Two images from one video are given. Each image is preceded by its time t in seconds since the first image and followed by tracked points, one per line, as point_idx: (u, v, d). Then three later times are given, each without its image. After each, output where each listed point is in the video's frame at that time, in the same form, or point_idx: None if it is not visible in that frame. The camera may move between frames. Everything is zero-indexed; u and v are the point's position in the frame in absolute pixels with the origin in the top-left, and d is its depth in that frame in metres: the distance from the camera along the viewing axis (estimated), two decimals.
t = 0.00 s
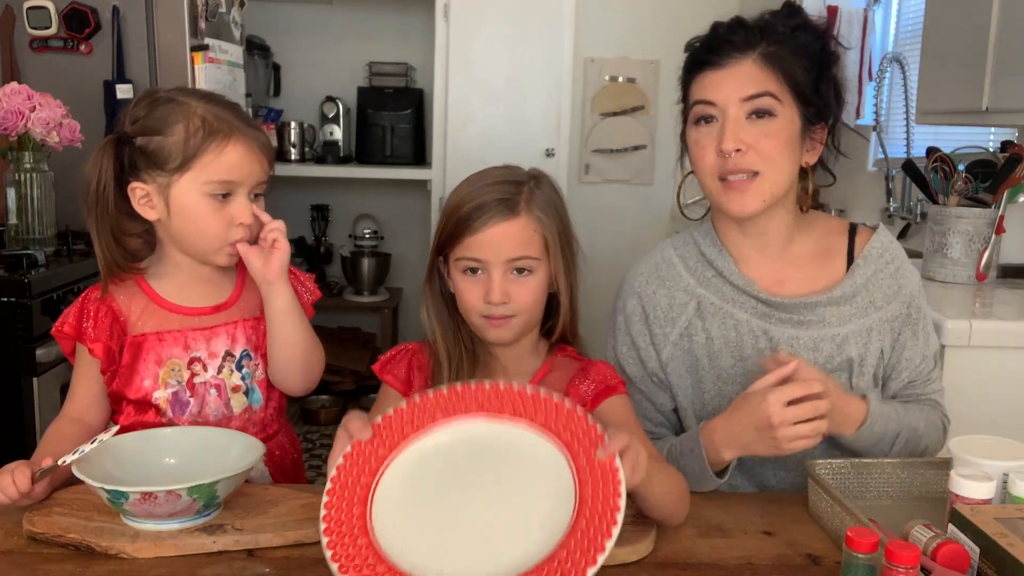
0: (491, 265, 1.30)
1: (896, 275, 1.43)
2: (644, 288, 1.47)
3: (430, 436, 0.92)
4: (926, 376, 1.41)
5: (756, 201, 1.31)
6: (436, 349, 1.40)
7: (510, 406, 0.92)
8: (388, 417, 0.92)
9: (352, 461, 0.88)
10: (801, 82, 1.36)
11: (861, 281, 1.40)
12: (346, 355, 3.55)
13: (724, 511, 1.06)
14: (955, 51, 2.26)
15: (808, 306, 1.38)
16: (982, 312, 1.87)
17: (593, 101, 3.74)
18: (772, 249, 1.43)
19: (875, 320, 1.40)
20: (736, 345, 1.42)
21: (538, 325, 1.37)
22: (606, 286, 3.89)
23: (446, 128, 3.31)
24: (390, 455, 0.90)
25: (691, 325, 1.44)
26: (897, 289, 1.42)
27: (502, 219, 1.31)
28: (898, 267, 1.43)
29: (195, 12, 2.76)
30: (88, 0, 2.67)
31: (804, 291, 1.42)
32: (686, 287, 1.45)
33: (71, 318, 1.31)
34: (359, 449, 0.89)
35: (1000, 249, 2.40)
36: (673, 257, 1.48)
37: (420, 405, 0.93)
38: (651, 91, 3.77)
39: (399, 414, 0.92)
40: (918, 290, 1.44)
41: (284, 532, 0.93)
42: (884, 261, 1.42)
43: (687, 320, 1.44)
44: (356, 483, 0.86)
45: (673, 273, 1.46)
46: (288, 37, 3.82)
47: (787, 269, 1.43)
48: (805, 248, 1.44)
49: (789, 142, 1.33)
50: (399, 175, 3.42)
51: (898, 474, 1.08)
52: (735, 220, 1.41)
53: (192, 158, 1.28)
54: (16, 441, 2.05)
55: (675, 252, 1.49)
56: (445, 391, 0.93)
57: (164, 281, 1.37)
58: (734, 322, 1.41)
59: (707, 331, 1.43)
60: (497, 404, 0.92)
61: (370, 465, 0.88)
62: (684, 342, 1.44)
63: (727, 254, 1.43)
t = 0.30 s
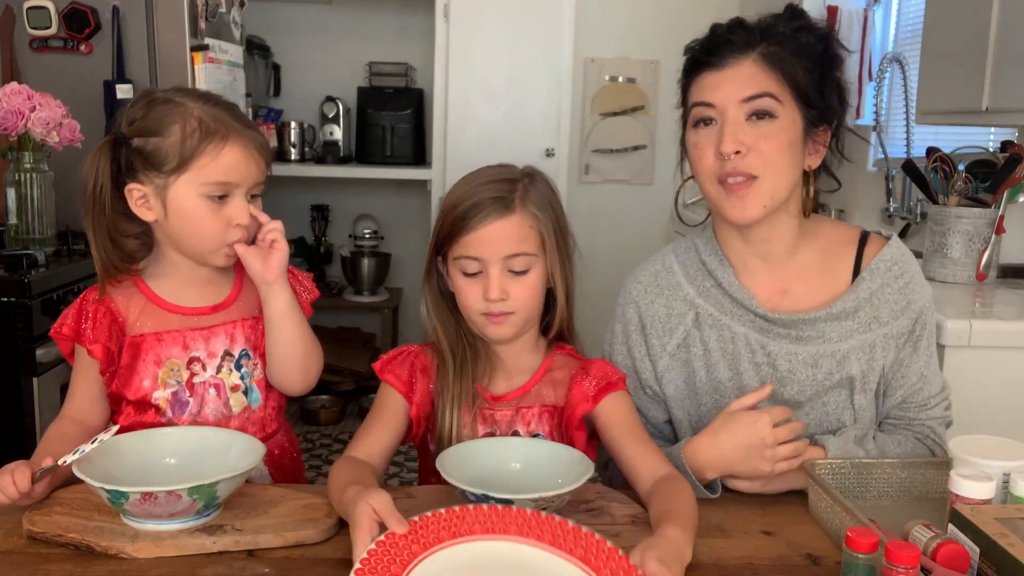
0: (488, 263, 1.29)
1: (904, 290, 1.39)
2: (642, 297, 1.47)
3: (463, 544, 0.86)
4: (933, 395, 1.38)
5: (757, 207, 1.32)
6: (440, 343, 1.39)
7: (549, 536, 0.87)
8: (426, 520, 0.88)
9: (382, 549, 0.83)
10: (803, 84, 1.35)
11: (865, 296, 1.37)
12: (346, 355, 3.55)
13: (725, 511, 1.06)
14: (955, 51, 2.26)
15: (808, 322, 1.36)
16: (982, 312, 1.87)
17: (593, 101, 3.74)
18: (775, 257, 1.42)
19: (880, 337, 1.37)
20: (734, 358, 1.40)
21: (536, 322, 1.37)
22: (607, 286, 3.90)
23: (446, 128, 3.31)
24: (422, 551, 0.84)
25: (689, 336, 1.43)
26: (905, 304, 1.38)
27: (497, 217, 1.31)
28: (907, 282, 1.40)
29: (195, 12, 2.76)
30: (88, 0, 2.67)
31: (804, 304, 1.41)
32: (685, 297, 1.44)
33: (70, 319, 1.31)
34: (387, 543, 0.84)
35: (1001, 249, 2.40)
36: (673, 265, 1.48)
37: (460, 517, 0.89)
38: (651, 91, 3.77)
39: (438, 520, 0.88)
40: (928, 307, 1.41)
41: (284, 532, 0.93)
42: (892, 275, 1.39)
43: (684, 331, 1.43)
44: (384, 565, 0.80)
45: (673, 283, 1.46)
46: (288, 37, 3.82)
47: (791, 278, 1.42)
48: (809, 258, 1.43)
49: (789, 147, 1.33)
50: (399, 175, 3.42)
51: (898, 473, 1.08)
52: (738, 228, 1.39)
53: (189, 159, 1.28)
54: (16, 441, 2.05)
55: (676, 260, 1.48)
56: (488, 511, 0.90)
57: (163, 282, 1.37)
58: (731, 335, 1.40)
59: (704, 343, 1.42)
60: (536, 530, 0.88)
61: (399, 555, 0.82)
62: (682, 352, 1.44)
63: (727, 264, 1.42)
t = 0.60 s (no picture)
0: (493, 266, 1.30)
1: (923, 304, 1.36)
2: (651, 304, 1.44)
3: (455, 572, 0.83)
4: (946, 413, 1.35)
5: (753, 232, 1.26)
6: (442, 343, 1.39)
7: (539, 560, 0.86)
8: (411, 554, 0.85)
9: None
10: (799, 98, 1.25)
11: (882, 310, 1.34)
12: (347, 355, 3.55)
13: (725, 511, 1.06)
14: (955, 51, 2.26)
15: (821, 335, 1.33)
16: (982, 312, 1.87)
17: (593, 100, 3.74)
18: (788, 269, 1.38)
19: (894, 352, 1.35)
20: (743, 370, 1.38)
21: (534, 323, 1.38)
22: (607, 286, 3.90)
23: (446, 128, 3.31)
24: None
25: (698, 345, 1.41)
26: (922, 319, 1.35)
27: (501, 222, 1.31)
28: (926, 296, 1.36)
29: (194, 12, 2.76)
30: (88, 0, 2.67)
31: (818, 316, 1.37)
32: (696, 305, 1.41)
33: (69, 320, 1.32)
34: (383, 569, 0.82)
35: (1001, 249, 2.40)
36: (685, 270, 1.44)
37: (445, 550, 0.87)
38: (651, 91, 3.78)
39: (425, 553, 0.86)
40: (947, 322, 1.37)
41: (284, 532, 0.93)
42: (911, 288, 1.36)
43: (693, 340, 1.41)
44: None
45: (684, 290, 1.43)
46: (288, 37, 3.82)
47: (804, 288, 1.38)
48: (825, 270, 1.38)
49: (785, 170, 1.24)
50: (399, 175, 3.42)
51: (898, 473, 1.08)
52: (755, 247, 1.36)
53: (187, 159, 1.28)
54: (16, 441, 2.05)
55: (688, 265, 1.45)
56: (473, 544, 0.88)
57: (162, 282, 1.37)
58: (741, 346, 1.37)
59: (714, 352, 1.40)
60: (525, 556, 0.86)
61: None
62: (690, 361, 1.41)
63: (741, 273, 1.39)
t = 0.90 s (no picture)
0: (485, 266, 1.30)
1: (935, 312, 1.33)
2: (660, 304, 1.43)
3: (455, 571, 0.83)
4: (952, 422, 1.33)
5: (748, 248, 1.25)
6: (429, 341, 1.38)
7: (539, 561, 0.85)
8: (412, 554, 0.85)
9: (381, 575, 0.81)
10: (792, 110, 1.22)
11: (892, 316, 1.32)
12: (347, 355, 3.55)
13: (725, 511, 1.06)
14: (955, 50, 2.26)
15: (831, 340, 1.31)
16: (982, 312, 1.88)
17: (593, 101, 3.74)
18: (798, 274, 1.36)
19: (904, 359, 1.32)
20: (750, 374, 1.36)
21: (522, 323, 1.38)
22: (606, 286, 3.91)
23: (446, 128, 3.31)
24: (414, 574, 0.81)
25: (705, 346, 1.39)
26: (933, 327, 1.33)
27: (493, 223, 1.30)
28: (939, 304, 1.33)
29: (194, 12, 2.77)
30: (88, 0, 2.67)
31: (828, 320, 1.35)
32: (704, 306, 1.40)
33: (67, 319, 1.31)
34: (384, 568, 0.82)
35: (1001, 249, 2.40)
36: (696, 271, 1.44)
37: (446, 550, 0.87)
38: (651, 91, 3.77)
39: (426, 553, 0.86)
40: (959, 331, 1.34)
41: (284, 532, 0.93)
42: (923, 296, 1.33)
43: (701, 341, 1.39)
44: None
45: (693, 291, 1.41)
46: (288, 37, 3.82)
47: (816, 293, 1.36)
48: (833, 275, 1.36)
49: (779, 186, 1.22)
50: (399, 175, 3.42)
51: (898, 473, 1.08)
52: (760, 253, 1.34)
53: (187, 158, 1.28)
54: (15, 441, 2.05)
55: (699, 265, 1.44)
56: (474, 543, 0.88)
57: (160, 282, 1.37)
58: (749, 350, 1.36)
59: (721, 355, 1.38)
60: (526, 557, 0.86)
61: None
62: (697, 363, 1.40)
63: (751, 275, 1.37)
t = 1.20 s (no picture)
0: (476, 253, 1.35)
1: (936, 313, 1.33)
2: (661, 303, 1.42)
3: (455, 571, 0.83)
4: (952, 422, 1.33)
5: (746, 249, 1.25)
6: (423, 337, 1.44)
7: (539, 561, 0.85)
8: (413, 554, 0.85)
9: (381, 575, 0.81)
10: (787, 110, 1.22)
11: (893, 317, 1.31)
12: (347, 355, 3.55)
13: (725, 511, 1.06)
14: (955, 51, 2.26)
15: (832, 340, 1.31)
16: (982, 312, 1.88)
17: (593, 101, 3.74)
18: (799, 273, 1.36)
19: (904, 359, 1.32)
20: (750, 373, 1.35)
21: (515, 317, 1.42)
22: (606, 286, 3.91)
23: (446, 128, 3.31)
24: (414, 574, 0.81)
25: (706, 345, 1.39)
26: (933, 327, 1.33)
27: (483, 211, 1.37)
28: (939, 305, 1.33)
29: (194, 12, 2.77)
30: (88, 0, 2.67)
31: (828, 320, 1.35)
32: (706, 305, 1.40)
33: (65, 317, 1.31)
34: (384, 568, 0.82)
35: (1001, 249, 2.40)
36: (697, 270, 1.43)
37: (446, 550, 0.87)
38: (651, 91, 3.78)
39: (426, 553, 0.86)
40: (960, 332, 1.34)
41: (284, 532, 0.93)
42: (924, 297, 1.33)
43: (702, 340, 1.39)
44: None
45: (694, 290, 1.41)
46: (288, 37, 3.82)
47: (817, 293, 1.36)
48: (834, 276, 1.36)
49: (774, 187, 1.22)
50: (399, 175, 3.42)
51: (898, 473, 1.08)
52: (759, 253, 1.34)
53: (187, 158, 1.28)
54: (15, 441, 2.05)
55: (700, 264, 1.44)
56: (474, 544, 0.88)
57: (159, 281, 1.37)
58: (750, 349, 1.35)
59: (721, 354, 1.38)
60: (525, 557, 0.86)
61: None
62: (697, 361, 1.40)
63: (753, 275, 1.37)
